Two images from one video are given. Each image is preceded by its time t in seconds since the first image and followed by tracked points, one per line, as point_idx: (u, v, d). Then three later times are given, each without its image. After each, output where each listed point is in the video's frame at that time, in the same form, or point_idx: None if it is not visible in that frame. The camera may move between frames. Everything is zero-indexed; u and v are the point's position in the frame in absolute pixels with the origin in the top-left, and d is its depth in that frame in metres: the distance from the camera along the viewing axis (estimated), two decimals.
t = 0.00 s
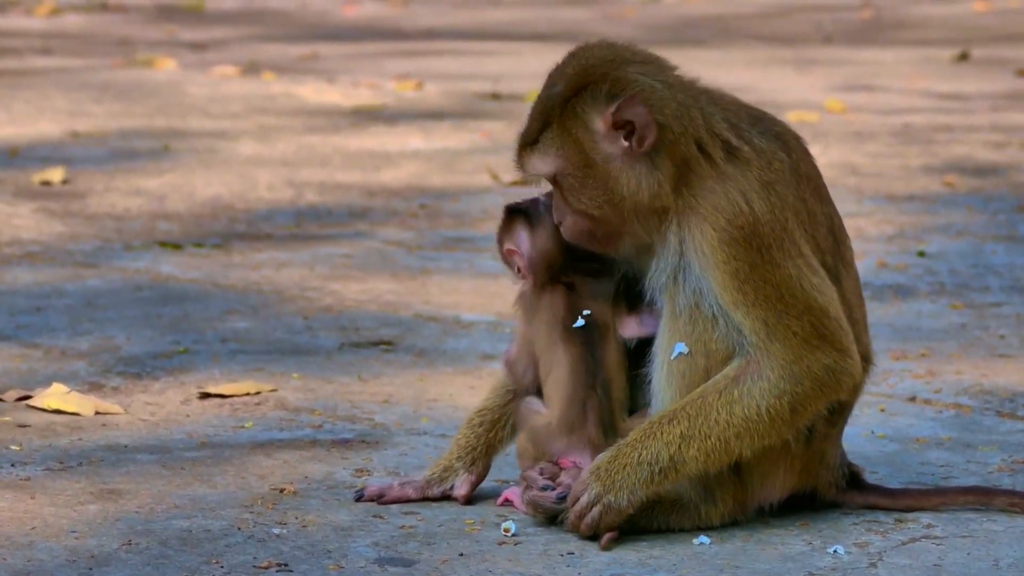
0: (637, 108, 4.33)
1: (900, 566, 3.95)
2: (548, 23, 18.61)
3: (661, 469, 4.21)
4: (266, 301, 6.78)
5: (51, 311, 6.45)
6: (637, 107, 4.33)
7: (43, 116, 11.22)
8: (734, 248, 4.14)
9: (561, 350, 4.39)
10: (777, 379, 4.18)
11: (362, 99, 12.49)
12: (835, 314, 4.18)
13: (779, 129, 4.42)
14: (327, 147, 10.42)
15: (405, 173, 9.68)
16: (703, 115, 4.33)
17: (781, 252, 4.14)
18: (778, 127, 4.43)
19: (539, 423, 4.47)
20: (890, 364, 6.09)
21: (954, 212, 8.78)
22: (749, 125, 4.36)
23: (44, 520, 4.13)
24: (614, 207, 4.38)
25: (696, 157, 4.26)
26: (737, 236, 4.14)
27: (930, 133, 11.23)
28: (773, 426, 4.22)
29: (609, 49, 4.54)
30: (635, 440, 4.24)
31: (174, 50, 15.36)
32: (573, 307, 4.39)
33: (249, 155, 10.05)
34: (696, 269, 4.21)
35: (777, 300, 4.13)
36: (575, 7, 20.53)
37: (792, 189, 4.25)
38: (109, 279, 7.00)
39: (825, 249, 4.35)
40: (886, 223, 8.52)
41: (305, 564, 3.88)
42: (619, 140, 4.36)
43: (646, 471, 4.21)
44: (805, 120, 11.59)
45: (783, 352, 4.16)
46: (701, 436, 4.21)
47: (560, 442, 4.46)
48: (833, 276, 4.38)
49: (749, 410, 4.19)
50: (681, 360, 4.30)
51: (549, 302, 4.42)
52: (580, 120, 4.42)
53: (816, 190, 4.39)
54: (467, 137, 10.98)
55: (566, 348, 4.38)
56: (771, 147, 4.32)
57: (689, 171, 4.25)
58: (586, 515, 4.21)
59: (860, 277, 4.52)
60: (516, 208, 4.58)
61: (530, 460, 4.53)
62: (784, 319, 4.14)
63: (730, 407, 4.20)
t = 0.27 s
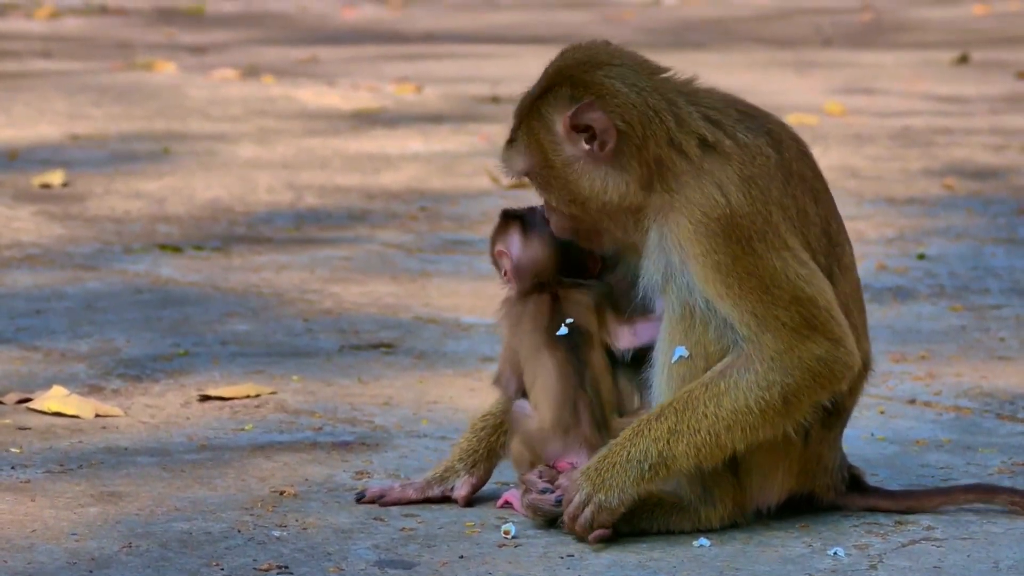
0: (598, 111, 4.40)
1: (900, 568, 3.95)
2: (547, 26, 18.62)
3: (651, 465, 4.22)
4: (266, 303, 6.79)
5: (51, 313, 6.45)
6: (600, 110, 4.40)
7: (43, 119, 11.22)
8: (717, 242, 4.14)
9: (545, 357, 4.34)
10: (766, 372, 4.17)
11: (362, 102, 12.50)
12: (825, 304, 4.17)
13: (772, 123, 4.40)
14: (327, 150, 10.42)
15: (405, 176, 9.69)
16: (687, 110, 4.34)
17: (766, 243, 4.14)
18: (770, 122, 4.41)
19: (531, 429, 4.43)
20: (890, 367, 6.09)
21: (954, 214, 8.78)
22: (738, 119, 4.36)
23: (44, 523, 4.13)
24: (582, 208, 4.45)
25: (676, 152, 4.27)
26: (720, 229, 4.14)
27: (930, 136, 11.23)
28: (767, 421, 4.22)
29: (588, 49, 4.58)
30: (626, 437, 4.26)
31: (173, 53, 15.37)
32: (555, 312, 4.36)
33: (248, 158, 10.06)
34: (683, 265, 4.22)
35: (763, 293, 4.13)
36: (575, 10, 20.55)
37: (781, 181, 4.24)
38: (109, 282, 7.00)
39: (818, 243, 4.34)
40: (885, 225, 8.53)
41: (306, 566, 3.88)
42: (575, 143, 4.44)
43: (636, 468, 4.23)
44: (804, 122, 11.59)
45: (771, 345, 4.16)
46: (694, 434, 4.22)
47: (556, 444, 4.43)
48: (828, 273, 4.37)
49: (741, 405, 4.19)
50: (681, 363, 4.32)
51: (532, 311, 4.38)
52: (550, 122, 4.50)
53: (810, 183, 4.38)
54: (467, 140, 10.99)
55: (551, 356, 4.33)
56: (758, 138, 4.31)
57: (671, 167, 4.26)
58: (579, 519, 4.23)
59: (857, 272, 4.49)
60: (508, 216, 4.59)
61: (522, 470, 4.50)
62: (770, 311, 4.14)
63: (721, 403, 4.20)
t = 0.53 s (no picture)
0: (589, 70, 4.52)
1: (898, 570, 3.95)
2: (548, 27, 18.62)
3: (638, 463, 4.24)
4: (265, 303, 6.79)
5: (50, 313, 6.45)
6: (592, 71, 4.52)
7: (42, 119, 11.22)
8: (700, 228, 4.18)
9: (540, 361, 4.35)
10: (751, 363, 4.19)
11: (361, 103, 12.50)
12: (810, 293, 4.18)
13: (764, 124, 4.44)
14: (327, 150, 10.42)
15: (405, 177, 9.69)
16: (675, 93, 4.41)
17: (748, 231, 4.17)
18: (762, 121, 4.45)
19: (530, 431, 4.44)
20: (888, 369, 6.09)
21: (953, 217, 8.78)
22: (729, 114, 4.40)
23: (43, 522, 4.13)
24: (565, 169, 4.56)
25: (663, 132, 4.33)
26: (702, 212, 4.18)
27: (930, 138, 11.23)
28: (755, 414, 4.23)
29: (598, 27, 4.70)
30: (616, 436, 4.28)
31: (173, 53, 15.37)
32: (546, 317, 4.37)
33: (248, 158, 10.05)
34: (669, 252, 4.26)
35: (746, 280, 4.16)
36: (575, 11, 20.54)
37: (766, 175, 4.27)
38: (108, 281, 7.00)
39: (806, 241, 4.36)
40: (885, 228, 8.53)
41: (304, 566, 3.88)
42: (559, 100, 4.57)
43: (624, 466, 4.25)
44: (804, 124, 11.60)
45: (755, 334, 4.17)
46: (681, 428, 4.23)
47: (556, 444, 4.44)
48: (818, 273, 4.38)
49: (726, 397, 4.21)
50: (676, 366, 4.35)
51: (526, 317, 4.39)
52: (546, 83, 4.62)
53: (801, 182, 4.40)
54: (467, 140, 10.99)
55: (545, 359, 4.34)
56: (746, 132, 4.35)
57: (655, 152, 4.32)
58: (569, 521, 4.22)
59: (853, 278, 4.50)
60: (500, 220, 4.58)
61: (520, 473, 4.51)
62: (754, 299, 4.16)
63: (707, 396, 4.23)
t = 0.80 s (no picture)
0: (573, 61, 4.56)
1: (897, 570, 3.95)
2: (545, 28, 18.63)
3: (629, 459, 4.24)
4: (263, 304, 6.78)
5: (48, 314, 6.44)
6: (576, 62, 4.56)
7: (39, 120, 11.21)
8: (687, 214, 4.20)
9: (535, 367, 4.35)
10: (739, 352, 4.19)
11: (359, 103, 12.49)
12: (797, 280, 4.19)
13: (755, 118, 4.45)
14: (324, 151, 10.42)
15: (403, 177, 9.68)
16: (662, 83, 4.43)
17: (735, 217, 4.19)
18: (753, 116, 4.46)
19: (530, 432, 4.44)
20: (886, 368, 6.09)
21: (951, 216, 8.79)
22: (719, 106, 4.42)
23: (42, 524, 4.13)
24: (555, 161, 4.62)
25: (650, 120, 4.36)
26: (688, 198, 4.20)
27: (927, 137, 11.24)
28: (745, 406, 4.22)
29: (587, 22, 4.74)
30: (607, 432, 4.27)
31: (170, 54, 15.35)
32: (535, 325, 4.39)
33: (245, 159, 10.05)
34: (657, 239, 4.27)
35: (733, 267, 4.17)
36: (571, 11, 20.54)
37: (754, 166, 4.28)
38: (106, 282, 7.00)
39: (796, 234, 4.36)
40: (883, 227, 8.53)
41: (303, 567, 3.88)
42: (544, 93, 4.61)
43: (615, 462, 4.24)
44: (801, 123, 11.60)
45: (743, 322, 4.17)
46: (671, 422, 4.23)
47: (557, 444, 4.45)
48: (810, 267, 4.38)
49: (715, 387, 4.20)
50: (670, 366, 4.36)
51: (515, 328, 4.41)
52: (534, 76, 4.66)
53: (794, 177, 4.40)
54: (465, 141, 10.99)
55: (540, 365, 4.34)
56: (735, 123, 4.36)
57: (642, 140, 4.34)
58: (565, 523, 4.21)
59: (848, 278, 4.49)
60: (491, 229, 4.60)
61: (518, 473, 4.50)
62: (741, 287, 4.16)
63: (696, 387, 4.22)
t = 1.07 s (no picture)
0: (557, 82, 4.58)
1: (895, 569, 3.96)
2: (543, 26, 18.62)
3: (625, 459, 4.24)
4: (261, 304, 6.78)
5: (46, 313, 6.44)
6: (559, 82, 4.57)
7: (37, 119, 11.21)
8: (678, 216, 4.20)
9: (515, 373, 4.37)
10: (732, 351, 4.20)
11: (357, 102, 12.49)
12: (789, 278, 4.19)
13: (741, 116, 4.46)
14: (322, 150, 10.42)
15: (401, 176, 9.69)
16: (645, 88, 4.44)
17: (725, 218, 4.19)
18: (739, 114, 4.47)
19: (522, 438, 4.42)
20: (884, 367, 6.09)
21: (949, 215, 8.79)
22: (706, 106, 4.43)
23: (40, 523, 4.13)
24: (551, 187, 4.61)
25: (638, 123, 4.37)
26: (679, 200, 4.21)
27: (924, 136, 11.24)
28: (740, 404, 4.22)
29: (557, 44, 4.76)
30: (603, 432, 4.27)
31: (168, 54, 15.36)
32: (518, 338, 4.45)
33: (243, 158, 10.05)
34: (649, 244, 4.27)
35: (724, 267, 4.17)
36: (569, 11, 20.54)
37: (742, 163, 4.29)
38: (104, 282, 7.00)
39: (786, 231, 4.37)
40: (881, 226, 8.53)
41: (301, 566, 3.88)
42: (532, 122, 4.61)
43: (611, 462, 4.24)
44: (799, 122, 11.61)
45: (736, 321, 4.18)
46: (666, 422, 4.23)
47: (545, 442, 4.43)
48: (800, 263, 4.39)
49: (710, 387, 4.21)
50: (664, 365, 4.36)
51: (499, 345, 4.48)
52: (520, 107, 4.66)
53: (782, 173, 4.40)
54: (463, 140, 10.99)
55: (519, 370, 4.36)
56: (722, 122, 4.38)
57: (634, 147, 4.34)
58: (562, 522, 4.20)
59: (840, 274, 4.49)
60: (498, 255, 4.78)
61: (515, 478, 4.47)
62: (732, 285, 4.17)
63: (689, 387, 4.23)
